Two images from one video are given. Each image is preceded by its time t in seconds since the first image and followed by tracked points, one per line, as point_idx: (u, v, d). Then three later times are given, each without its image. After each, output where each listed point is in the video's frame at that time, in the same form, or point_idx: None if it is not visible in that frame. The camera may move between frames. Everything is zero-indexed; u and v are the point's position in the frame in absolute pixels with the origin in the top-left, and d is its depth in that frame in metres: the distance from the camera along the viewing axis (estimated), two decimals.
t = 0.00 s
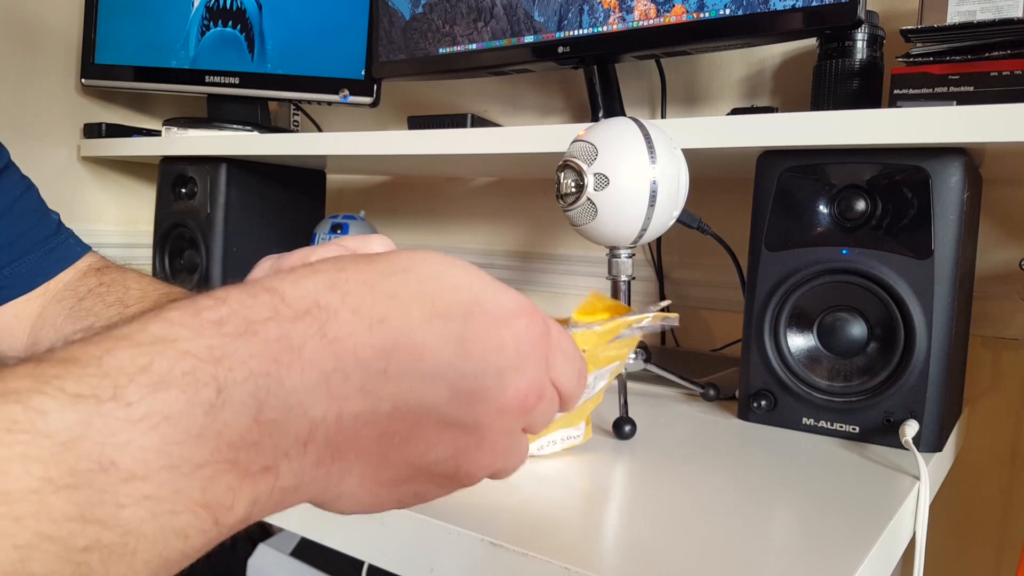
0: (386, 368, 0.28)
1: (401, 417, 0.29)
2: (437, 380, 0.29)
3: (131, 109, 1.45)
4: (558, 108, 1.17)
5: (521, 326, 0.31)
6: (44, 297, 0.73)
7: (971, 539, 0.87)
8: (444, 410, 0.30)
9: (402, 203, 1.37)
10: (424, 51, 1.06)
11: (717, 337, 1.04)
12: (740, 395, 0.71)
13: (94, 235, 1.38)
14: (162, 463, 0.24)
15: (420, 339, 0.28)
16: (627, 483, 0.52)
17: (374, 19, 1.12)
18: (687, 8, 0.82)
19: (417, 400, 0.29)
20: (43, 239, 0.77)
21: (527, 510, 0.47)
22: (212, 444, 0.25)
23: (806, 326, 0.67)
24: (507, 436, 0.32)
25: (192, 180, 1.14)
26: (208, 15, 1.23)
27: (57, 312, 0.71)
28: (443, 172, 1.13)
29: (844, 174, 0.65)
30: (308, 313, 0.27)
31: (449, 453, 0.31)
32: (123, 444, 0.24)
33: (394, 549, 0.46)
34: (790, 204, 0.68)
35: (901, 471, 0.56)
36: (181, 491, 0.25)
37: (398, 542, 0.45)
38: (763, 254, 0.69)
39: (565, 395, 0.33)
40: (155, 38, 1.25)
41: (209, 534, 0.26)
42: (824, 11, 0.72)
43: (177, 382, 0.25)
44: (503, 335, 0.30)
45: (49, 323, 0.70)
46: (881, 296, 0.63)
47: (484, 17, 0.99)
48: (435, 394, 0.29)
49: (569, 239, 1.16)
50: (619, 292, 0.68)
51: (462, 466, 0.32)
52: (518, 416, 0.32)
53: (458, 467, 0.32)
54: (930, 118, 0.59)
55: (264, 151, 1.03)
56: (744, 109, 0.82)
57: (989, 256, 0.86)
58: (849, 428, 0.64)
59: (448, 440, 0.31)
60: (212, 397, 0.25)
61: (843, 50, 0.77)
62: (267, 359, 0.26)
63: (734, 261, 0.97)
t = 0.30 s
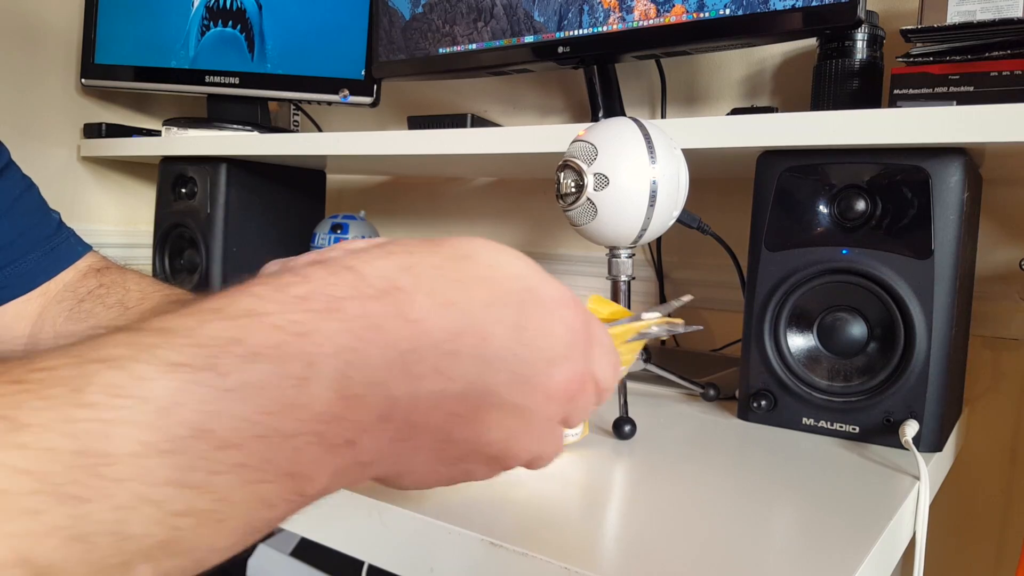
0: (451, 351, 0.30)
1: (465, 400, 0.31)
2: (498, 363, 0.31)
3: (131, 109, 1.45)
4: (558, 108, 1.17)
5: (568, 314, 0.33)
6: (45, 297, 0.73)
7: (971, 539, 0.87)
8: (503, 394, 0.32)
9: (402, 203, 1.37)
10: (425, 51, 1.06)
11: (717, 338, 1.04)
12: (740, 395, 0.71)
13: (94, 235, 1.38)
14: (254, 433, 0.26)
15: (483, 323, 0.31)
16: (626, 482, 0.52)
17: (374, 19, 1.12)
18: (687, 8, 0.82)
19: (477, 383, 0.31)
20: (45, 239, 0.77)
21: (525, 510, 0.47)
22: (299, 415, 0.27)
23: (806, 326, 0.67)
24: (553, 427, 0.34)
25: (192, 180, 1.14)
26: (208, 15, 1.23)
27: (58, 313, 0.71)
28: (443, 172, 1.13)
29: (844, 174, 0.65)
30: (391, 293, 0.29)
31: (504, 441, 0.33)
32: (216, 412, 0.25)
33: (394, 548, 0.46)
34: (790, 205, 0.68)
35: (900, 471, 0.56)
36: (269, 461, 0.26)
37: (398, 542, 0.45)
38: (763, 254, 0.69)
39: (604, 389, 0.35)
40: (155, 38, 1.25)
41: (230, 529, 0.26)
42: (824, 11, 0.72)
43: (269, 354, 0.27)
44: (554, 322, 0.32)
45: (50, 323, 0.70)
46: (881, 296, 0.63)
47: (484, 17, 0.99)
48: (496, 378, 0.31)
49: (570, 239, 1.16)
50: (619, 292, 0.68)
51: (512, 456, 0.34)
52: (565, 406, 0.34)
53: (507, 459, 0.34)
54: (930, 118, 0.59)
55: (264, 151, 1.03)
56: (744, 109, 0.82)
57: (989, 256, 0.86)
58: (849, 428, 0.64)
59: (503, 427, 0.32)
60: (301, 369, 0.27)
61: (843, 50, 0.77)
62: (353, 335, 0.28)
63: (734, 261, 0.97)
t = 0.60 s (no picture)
0: (479, 359, 0.31)
1: (492, 408, 0.32)
2: (527, 373, 0.32)
3: (131, 109, 1.45)
4: (558, 108, 1.17)
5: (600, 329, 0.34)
6: (46, 298, 0.73)
7: (972, 539, 0.87)
8: (533, 407, 0.33)
9: (402, 203, 1.37)
10: (425, 51, 1.06)
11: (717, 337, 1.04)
12: (740, 396, 0.71)
13: (94, 235, 1.38)
14: (288, 437, 0.28)
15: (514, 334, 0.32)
16: (626, 482, 0.52)
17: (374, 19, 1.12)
18: (687, 8, 0.82)
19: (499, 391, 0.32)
20: (45, 241, 0.77)
21: (525, 510, 0.47)
22: (332, 420, 0.29)
23: (806, 326, 0.67)
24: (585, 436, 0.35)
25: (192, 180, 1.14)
26: (208, 15, 1.22)
27: (59, 314, 0.71)
28: (443, 172, 1.13)
29: (844, 174, 0.65)
30: (418, 304, 0.32)
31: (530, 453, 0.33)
32: (253, 416, 0.27)
33: (395, 550, 0.46)
34: (789, 205, 0.68)
35: (901, 471, 0.56)
36: (301, 466, 0.28)
37: (398, 543, 0.45)
38: (763, 254, 0.69)
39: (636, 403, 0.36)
40: (155, 38, 1.25)
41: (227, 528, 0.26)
42: (824, 11, 0.72)
43: (307, 361, 0.29)
44: (587, 336, 0.33)
45: (51, 325, 0.70)
46: (881, 296, 0.63)
47: (484, 17, 0.99)
48: (528, 389, 0.32)
49: (570, 240, 1.16)
50: (620, 292, 0.68)
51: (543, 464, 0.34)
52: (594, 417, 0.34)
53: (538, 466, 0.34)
54: (930, 118, 0.59)
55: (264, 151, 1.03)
56: (744, 109, 0.82)
57: (989, 256, 0.86)
58: (849, 428, 0.64)
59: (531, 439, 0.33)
60: (334, 375, 0.29)
61: (843, 50, 0.77)
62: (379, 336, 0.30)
63: (734, 261, 0.97)
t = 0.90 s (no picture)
0: (441, 312, 0.32)
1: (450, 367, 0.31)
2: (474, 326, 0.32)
3: (131, 110, 1.45)
4: (559, 108, 1.17)
5: (568, 263, 0.36)
6: (46, 298, 0.73)
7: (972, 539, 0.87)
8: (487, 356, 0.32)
9: (402, 203, 1.37)
10: (425, 51, 1.06)
11: (717, 337, 1.04)
12: (740, 395, 0.71)
13: (94, 235, 1.38)
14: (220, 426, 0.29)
15: (461, 286, 0.32)
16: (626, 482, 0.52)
17: (374, 19, 1.12)
18: (687, 8, 0.82)
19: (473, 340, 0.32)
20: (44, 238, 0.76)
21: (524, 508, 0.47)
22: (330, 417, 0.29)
23: (806, 326, 0.67)
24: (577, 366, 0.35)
25: (192, 180, 1.14)
26: (208, 15, 1.23)
27: (59, 314, 0.71)
28: (443, 172, 1.13)
29: (844, 174, 0.65)
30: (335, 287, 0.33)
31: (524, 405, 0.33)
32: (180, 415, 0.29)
33: (394, 549, 0.46)
34: (789, 205, 0.68)
35: (901, 471, 0.56)
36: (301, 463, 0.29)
37: (398, 543, 0.45)
38: (763, 254, 0.69)
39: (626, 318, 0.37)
40: (155, 38, 1.25)
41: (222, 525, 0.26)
42: (824, 11, 0.72)
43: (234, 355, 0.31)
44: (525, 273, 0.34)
45: (51, 325, 0.70)
46: (882, 296, 0.63)
47: (484, 17, 0.99)
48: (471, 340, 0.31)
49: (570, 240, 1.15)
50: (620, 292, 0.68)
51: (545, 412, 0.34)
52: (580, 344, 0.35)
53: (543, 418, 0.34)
54: (930, 118, 0.59)
55: (264, 151, 1.03)
56: (744, 109, 0.82)
57: (989, 256, 0.86)
58: (849, 428, 0.64)
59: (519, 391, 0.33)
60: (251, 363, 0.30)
61: (843, 50, 0.77)
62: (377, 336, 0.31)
63: (734, 262, 0.97)
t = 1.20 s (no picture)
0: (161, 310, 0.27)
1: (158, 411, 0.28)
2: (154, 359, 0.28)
3: (131, 109, 1.45)
4: (558, 108, 1.17)
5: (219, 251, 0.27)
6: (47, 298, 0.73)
7: (971, 540, 0.87)
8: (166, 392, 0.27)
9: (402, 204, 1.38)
10: (425, 51, 1.06)
11: (716, 337, 1.04)
12: (740, 395, 0.71)
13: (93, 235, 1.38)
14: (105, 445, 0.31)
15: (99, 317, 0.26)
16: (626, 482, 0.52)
17: (373, 19, 1.12)
18: (686, 8, 0.82)
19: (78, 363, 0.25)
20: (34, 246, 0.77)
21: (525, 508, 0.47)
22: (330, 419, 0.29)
23: (806, 326, 0.67)
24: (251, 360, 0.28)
25: (192, 180, 1.14)
26: (208, 15, 1.22)
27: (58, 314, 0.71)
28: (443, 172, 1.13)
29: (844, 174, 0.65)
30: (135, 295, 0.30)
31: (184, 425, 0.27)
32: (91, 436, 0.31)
33: (393, 548, 0.46)
34: (789, 205, 0.68)
35: (900, 471, 0.56)
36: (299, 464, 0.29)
37: (398, 543, 0.45)
38: (763, 254, 0.69)
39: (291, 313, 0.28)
40: (155, 38, 1.25)
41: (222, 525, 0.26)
42: (824, 11, 0.72)
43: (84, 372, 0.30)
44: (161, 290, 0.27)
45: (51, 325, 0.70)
46: (881, 296, 0.63)
47: (484, 16, 0.99)
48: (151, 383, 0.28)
49: (570, 239, 1.16)
50: (619, 292, 0.69)
51: (238, 425, 0.28)
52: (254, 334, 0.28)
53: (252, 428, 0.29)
54: (930, 118, 0.59)
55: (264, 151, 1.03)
56: (744, 109, 0.82)
57: (988, 256, 0.86)
58: (849, 428, 0.64)
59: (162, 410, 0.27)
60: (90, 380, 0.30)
61: (843, 50, 0.77)
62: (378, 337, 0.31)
63: (734, 262, 0.97)
